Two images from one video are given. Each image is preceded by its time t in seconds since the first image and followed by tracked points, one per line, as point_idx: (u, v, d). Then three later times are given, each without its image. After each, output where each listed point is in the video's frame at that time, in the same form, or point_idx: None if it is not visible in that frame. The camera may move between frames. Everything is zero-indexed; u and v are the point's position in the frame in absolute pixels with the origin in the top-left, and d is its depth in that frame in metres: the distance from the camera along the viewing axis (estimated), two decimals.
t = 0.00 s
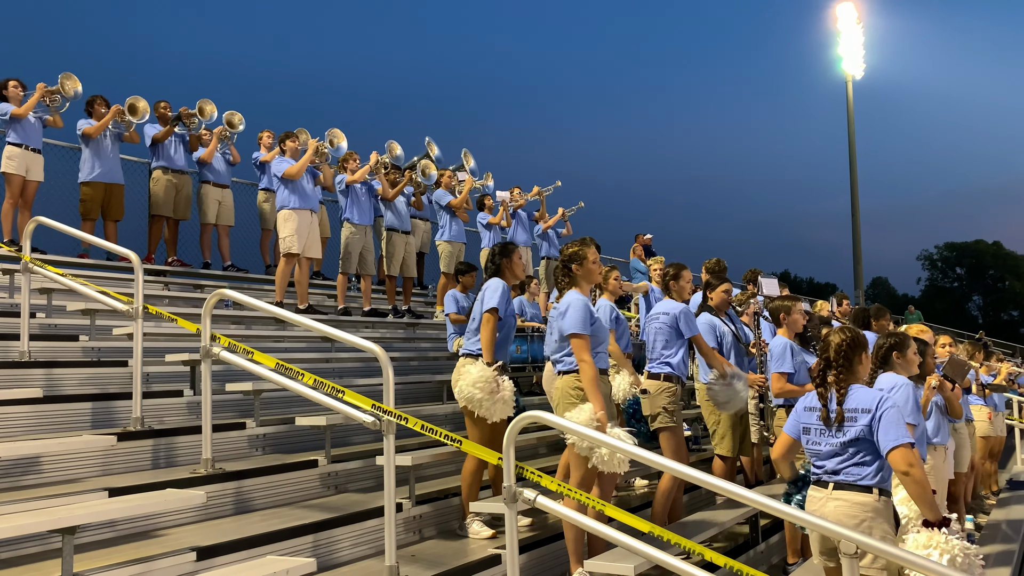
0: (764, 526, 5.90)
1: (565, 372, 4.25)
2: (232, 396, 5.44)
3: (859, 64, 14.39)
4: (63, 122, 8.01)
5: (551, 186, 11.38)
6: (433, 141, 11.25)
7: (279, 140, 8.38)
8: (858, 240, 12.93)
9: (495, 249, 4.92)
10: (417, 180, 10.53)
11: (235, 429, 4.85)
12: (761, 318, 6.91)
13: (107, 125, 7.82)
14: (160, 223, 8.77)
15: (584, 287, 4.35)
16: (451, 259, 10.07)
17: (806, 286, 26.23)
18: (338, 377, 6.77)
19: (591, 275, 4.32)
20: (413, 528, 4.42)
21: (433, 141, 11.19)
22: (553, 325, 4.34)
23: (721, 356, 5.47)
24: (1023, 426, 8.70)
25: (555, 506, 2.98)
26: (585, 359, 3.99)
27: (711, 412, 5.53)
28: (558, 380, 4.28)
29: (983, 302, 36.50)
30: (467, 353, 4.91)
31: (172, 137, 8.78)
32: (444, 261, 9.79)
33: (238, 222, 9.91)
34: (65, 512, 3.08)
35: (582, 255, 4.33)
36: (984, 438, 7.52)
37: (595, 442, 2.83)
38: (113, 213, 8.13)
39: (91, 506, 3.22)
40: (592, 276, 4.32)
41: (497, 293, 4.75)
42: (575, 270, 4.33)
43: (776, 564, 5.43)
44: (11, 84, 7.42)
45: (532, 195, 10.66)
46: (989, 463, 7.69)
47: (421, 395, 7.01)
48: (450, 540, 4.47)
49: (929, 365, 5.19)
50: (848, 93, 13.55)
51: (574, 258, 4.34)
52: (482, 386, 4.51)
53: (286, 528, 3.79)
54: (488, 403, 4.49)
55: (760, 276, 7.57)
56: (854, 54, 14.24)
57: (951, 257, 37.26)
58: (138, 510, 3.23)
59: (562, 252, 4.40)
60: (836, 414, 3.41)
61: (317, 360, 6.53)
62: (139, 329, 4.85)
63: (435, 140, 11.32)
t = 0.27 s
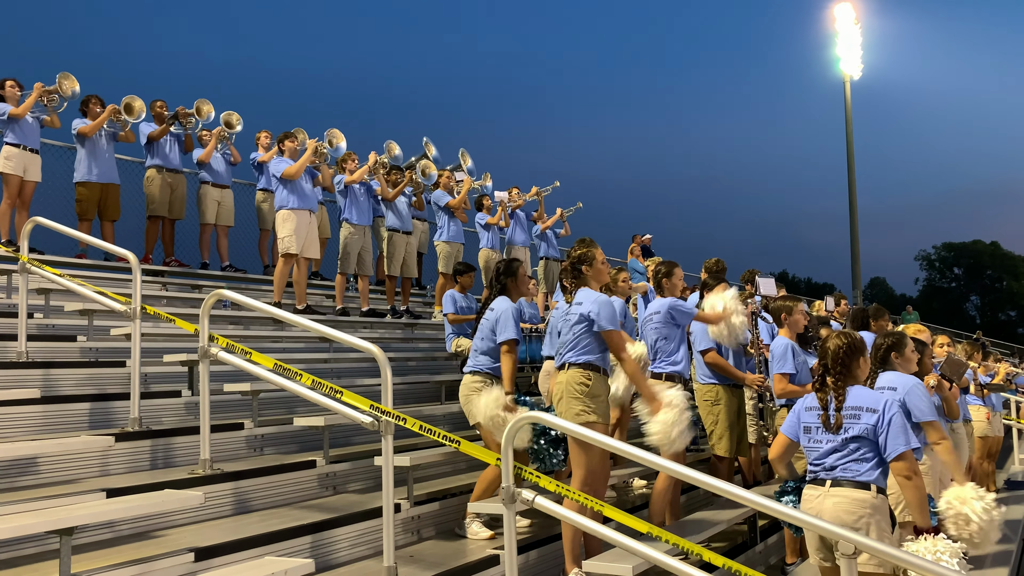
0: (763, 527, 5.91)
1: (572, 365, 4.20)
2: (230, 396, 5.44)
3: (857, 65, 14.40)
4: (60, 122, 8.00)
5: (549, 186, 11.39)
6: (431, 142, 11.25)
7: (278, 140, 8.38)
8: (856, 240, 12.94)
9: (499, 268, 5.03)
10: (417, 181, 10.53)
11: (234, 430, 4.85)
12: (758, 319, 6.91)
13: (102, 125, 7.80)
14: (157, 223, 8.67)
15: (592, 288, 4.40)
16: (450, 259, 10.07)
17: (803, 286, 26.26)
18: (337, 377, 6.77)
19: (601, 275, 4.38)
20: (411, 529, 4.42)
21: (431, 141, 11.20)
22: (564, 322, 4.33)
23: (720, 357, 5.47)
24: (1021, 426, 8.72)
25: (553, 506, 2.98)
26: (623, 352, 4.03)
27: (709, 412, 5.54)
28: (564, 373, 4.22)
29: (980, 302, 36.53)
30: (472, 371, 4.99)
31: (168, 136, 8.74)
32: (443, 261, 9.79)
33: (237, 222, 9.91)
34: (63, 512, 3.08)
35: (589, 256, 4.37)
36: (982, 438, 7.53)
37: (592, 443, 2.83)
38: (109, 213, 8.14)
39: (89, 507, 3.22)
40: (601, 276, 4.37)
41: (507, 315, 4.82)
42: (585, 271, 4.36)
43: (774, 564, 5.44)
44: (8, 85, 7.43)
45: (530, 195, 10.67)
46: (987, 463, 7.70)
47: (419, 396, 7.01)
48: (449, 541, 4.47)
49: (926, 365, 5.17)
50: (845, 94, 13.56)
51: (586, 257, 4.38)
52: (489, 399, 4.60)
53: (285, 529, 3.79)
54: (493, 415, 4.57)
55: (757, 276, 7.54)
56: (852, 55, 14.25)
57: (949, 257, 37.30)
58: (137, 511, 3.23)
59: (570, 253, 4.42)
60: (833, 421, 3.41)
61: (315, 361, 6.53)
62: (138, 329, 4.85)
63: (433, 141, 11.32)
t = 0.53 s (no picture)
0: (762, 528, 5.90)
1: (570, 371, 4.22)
2: (229, 398, 5.43)
3: (856, 65, 14.39)
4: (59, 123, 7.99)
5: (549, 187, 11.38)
6: (430, 142, 11.23)
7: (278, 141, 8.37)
8: (854, 240, 12.94)
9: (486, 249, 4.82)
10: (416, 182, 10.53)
11: (233, 432, 4.84)
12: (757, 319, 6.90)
13: (101, 125, 7.78)
14: (153, 224, 8.65)
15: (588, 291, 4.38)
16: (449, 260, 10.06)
17: (801, 287, 26.27)
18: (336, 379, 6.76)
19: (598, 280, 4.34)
20: (411, 530, 4.42)
21: (430, 142, 11.19)
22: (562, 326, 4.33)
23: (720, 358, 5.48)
24: (1019, 426, 8.73)
25: (554, 509, 2.97)
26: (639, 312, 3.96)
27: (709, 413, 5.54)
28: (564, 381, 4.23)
29: (979, 302, 36.54)
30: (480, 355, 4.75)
31: (164, 136, 8.74)
32: (442, 262, 9.79)
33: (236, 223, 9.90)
34: (62, 515, 3.07)
35: (587, 261, 4.30)
36: (982, 439, 7.53)
37: (594, 445, 2.82)
38: (108, 213, 8.12)
39: (89, 509, 3.21)
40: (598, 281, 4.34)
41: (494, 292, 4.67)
42: (582, 276, 4.32)
43: (774, 566, 5.44)
44: (6, 85, 7.43)
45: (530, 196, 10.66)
46: (986, 464, 7.70)
47: (419, 397, 7.00)
48: (448, 543, 4.46)
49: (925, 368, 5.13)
50: (844, 94, 13.57)
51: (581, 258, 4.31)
52: (485, 378, 4.66)
53: (284, 531, 3.79)
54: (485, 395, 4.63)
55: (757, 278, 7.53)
56: (851, 55, 14.25)
57: (947, 257, 37.32)
58: (136, 513, 3.22)
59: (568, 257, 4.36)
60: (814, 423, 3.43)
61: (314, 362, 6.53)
62: (137, 331, 4.84)
63: (431, 141, 11.32)
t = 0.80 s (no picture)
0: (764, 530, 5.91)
1: (576, 373, 4.20)
2: (231, 400, 5.42)
3: (855, 64, 14.39)
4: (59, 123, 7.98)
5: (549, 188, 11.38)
6: (430, 143, 11.22)
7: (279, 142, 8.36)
8: (853, 240, 12.94)
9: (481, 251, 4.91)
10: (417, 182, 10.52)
11: (235, 434, 4.84)
12: (759, 321, 6.90)
13: (101, 126, 7.77)
14: (152, 224, 8.63)
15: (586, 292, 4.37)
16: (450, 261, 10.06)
17: (801, 286, 26.25)
18: (337, 380, 6.75)
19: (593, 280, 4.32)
20: (413, 533, 4.41)
21: (430, 142, 11.19)
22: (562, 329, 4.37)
23: (721, 359, 5.48)
24: (1020, 426, 8.73)
25: (556, 513, 2.96)
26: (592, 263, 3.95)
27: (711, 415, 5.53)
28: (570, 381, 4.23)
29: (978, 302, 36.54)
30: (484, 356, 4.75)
31: (163, 135, 8.72)
32: (443, 263, 9.79)
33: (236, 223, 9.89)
34: (66, 519, 3.06)
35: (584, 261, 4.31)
36: (983, 441, 7.53)
37: (597, 449, 2.81)
38: (108, 215, 8.11)
39: (92, 513, 3.20)
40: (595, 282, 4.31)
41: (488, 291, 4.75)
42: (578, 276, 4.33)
43: (776, 568, 5.44)
44: (7, 86, 7.42)
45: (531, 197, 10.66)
46: (987, 465, 7.71)
47: (420, 398, 6.99)
48: (451, 546, 4.46)
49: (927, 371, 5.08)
50: (844, 93, 13.56)
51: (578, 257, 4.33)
52: (487, 381, 4.66)
53: (287, 534, 3.78)
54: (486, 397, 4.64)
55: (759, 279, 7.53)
56: (851, 54, 14.24)
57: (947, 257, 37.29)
58: (140, 517, 3.21)
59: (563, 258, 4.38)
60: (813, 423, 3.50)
61: (315, 364, 6.52)
62: (138, 333, 4.83)
63: (431, 142, 11.31)
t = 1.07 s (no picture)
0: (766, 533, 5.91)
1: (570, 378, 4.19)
2: (232, 402, 5.42)
3: (856, 65, 14.38)
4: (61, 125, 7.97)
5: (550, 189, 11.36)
6: (430, 144, 11.20)
7: (279, 144, 8.35)
8: (854, 241, 12.93)
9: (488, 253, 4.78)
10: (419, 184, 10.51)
11: (237, 437, 4.83)
12: (761, 324, 6.89)
13: (104, 128, 7.76)
14: (153, 226, 8.64)
15: (592, 296, 4.28)
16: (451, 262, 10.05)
17: (802, 287, 26.22)
18: (338, 382, 6.74)
19: (596, 283, 4.22)
20: (414, 537, 4.40)
21: (430, 143, 11.17)
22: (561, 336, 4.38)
23: (723, 362, 5.47)
24: (1022, 428, 8.72)
25: (562, 518, 2.92)
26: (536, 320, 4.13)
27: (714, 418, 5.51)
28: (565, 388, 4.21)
29: (979, 302, 36.52)
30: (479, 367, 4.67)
31: (164, 136, 8.71)
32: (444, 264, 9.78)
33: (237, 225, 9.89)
34: (69, 524, 3.06)
35: (585, 263, 4.26)
36: (985, 443, 7.52)
37: (604, 455, 2.79)
38: (110, 217, 8.10)
39: (95, 518, 3.20)
40: (598, 284, 4.22)
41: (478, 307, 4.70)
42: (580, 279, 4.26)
43: (778, 571, 5.43)
44: (8, 87, 7.40)
45: (532, 198, 10.65)
46: (989, 467, 7.71)
47: (422, 401, 6.98)
48: (453, 549, 4.46)
49: (928, 374, 4.99)
50: (844, 94, 13.56)
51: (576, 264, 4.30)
52: (486, 389, 4.65)
53: (290, 538, 3.77)
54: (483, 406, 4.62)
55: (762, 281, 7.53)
56: (851, 55, 14.23)
57: (947, 258, 37.27)
58: (143, 522, 3.21)
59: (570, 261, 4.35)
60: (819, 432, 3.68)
61: (317, 366, 6.51)
62: (141, 335, 4.82)
63: (432, 143, 11.30)
